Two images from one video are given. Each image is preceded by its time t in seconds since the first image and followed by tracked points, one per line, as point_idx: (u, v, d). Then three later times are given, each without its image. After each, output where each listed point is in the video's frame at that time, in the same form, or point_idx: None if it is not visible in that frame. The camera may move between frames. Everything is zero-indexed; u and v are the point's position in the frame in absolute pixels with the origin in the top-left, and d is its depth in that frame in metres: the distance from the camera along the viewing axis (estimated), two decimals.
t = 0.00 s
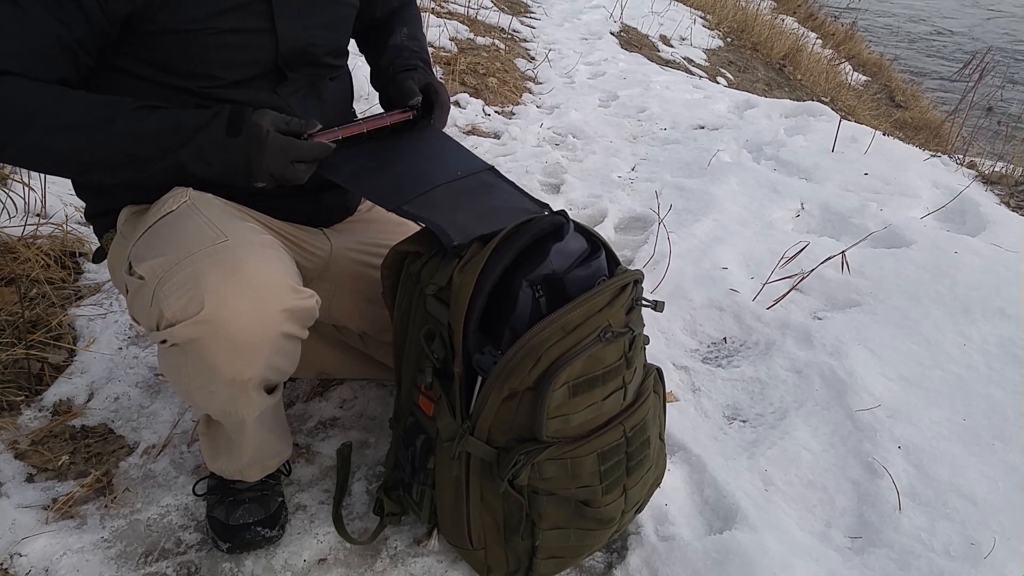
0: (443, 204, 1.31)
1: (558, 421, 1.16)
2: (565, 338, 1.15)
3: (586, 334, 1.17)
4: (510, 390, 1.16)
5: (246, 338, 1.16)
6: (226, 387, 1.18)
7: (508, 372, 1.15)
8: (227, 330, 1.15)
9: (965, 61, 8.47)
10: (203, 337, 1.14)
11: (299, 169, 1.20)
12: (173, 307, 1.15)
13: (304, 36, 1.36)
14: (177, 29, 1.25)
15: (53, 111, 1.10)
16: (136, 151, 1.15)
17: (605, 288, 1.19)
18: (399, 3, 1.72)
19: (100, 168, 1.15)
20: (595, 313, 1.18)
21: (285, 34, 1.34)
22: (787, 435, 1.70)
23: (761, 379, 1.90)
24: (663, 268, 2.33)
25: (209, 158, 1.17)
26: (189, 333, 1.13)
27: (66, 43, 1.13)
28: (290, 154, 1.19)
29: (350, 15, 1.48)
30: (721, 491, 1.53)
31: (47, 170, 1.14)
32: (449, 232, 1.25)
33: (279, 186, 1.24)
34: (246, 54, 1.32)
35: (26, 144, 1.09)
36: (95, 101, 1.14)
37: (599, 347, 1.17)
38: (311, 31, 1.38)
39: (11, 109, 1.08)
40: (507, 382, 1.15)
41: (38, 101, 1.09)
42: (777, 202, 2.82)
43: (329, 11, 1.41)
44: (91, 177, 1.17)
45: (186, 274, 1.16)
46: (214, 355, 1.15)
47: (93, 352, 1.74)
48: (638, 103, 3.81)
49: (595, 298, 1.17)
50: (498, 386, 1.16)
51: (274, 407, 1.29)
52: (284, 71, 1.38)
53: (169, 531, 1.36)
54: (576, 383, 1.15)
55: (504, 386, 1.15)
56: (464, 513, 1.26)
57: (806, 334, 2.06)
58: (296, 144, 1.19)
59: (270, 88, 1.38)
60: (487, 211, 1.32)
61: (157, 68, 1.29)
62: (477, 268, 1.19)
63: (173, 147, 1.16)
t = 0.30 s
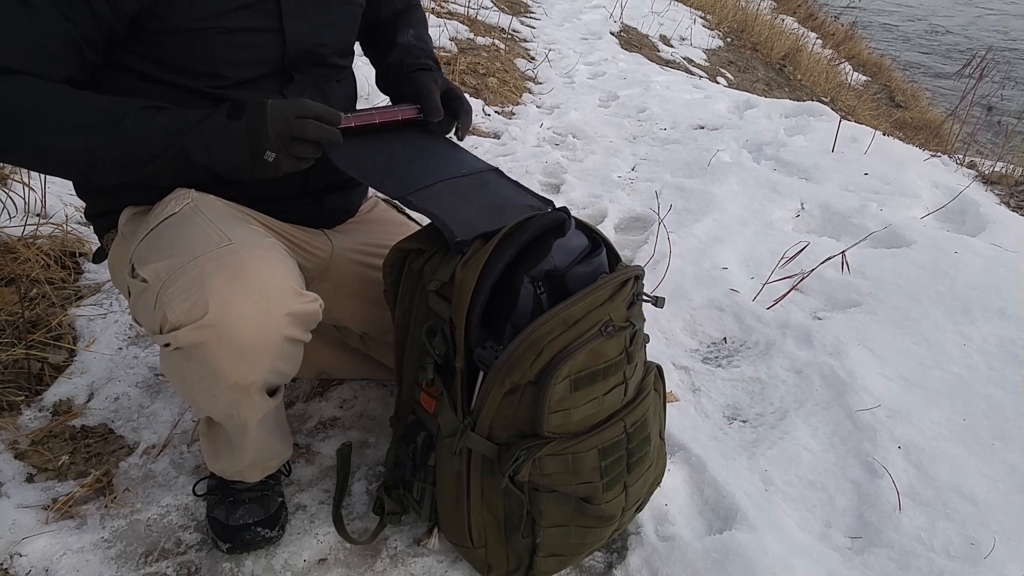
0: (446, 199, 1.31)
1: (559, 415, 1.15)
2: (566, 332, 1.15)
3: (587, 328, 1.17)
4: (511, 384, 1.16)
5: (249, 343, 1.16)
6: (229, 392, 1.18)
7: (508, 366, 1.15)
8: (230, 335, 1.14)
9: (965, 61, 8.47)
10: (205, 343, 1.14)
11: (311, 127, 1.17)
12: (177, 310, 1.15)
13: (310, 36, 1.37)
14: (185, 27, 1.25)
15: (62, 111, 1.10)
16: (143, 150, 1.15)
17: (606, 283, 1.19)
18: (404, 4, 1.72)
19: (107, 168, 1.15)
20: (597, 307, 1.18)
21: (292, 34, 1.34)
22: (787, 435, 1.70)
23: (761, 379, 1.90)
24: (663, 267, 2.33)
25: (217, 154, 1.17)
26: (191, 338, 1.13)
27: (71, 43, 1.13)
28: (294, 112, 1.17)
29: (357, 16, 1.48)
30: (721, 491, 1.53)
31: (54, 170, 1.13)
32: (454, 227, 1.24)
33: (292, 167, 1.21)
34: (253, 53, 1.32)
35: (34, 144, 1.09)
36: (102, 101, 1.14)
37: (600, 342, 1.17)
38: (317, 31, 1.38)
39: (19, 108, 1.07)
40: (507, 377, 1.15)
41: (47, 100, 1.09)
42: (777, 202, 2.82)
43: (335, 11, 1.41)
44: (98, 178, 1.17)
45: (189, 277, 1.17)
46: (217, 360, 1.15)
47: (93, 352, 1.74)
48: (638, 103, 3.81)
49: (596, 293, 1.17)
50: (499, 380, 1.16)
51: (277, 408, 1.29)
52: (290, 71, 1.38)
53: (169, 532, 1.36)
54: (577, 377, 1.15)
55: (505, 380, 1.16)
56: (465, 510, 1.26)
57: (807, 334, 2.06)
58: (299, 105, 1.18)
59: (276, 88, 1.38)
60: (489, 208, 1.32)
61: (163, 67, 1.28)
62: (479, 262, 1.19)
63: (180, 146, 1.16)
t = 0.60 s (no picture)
0: (442, 201, 1.32)
1: (558, 417, 1.15)
2: (565, 334, 1.15)
3: (586, 329, 1.17)
4: (511, 386, 1.16)
5: (246, 346, 1.16)
6: (226, 394, 1.18)
7: (508, 368, 1.15)
8: (227, 338, 1.14)
9: (965, 61, 8.47)
10: (202, 345, 1.14)
11: (309, 136, 1.17)
12: (175, 313, 1.15)
13: (313, 40, 1.36)
14: (186, 33, 1.25)
15: (64, 118, 1.10)
16: (144, 158, 1.15)
17: (605, 284, 1.19)
18: (408, 5, 1.71)
19: (108, 175, 1.15)
20: (596, 309, 1.18)
21: (294, 37, 1.33)
22: (787, 435, 1.70)
23: (761, 379, 1.90)
24: (663, 268, 2.33)
25: (216, 162, 1.16)
26: (188, 340, 1.13)
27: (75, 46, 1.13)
28: (297, 116, 1.19)
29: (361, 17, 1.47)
30: (721, 491, 1.53)
31: (55, 176, 1.13)
32: (448, 230, 1.25)
33: (292, 177, 1.20)
34: (255, 59, 1.32)
35: (35, 152, 1.09)
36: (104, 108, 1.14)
37: (599, 343, 1.17)
38: (321, 34, 1.37)
39: (21, 115, 1.07)
40: (507, 378, 1.15)
41: (49, 107, 1.09)
42: (777, 201, 2.82)
43: (340, 14, 1.40)
44: (99, 185, 1.18)
45: (186, 279, 1.17)
46: (214, 363, 1.15)
47: (93, 352, 1.74)
48: (638, 103, 3.81)
49: (595, 294, 1.17)
50: (499, 382, 1.16)
51: (274, 410, 1.29)
52: (292, 75, 1.37)
53: (169, 532, 1.36)
54: (577, 379, 1.15)
55: (505, 382, 1.15)
56: (464, 511, 1.26)
57: (807, 334, 2.06)
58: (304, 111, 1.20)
59: (277, 94, 1.37)
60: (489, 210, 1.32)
61: (164, 72, 1.28)
62: (478, 264, 1.19)
63: (180, 152, 1.16)
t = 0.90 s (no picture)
0: (443, 199, 1.32)
1: (559, 416, 1.15)
2: (566, 332, 1.15)
3: (587, 328, 1.17)
4: (511, 385, 1.16)
5: (249, 346, 1.15)
6: (228, 395, 1.18)
7: (508, 366, 1.15)
8: (229, 338, 1.14)
9: (965, 61, 8.46)
10: (203, 344, 1.14)
11: (323, 138, 1.17)
12: (176, 313, 1.15)
13: (317, 42, 1.36)
14: (192, 35, 1.25)
15: (70, 119, 1.10)
16: (149, 159, 1.15)
17: (606, 282, 1.18)
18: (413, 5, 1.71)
19: (113, 176, 1.15)
20: (596, 307, 1.18)
21: (298, 38, 1.33)
22: (787, 435, 1.70)
23: (761, 379, 1.90)
24: (663, 267, 2.33)
25: (226, 165, 1.17)
26: (190, 340, 1.13)
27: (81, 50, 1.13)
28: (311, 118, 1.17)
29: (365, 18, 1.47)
30: (721, 492, 1.53)
31: (60, 177, 1.13)
32: (449, 225, 1.25)
33: (302, 177, 1.20)
34: (260, 62, 1.31)
35: (42, 154, 1.09)
36: (111, 109, 1.13)
37: (599, 342, 1.17)
38: (324, 34, 1.37)
39: (27, 117, 1.07)
40: (508, 376, 1.15)
41: (54, 107, 1.09)
42: (777, 201, 2.82)
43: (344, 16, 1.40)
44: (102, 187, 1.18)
45: (188, 279, 1.17)
46: (216, 362, 1.15)
47: (93, 352, 1.74)
48: (638, 103, 3.81)
49: (596, 292, 1.17)
50: (499, 380, 1.16)
51: (274, 412, 1.29)
52: (295, 77, 1.37)
53: (169, 531, 1.36)
54: (578, 377, 1.15)
55: (505, 380, 1.16)
56: (465, 510, 1.26)
57: (807, 334, 2.06)
58: (318, 113, 1.18)
59: (282, 96, 1.37)
60: (490, 210, 1.32)
61: (169, 74, 1.28)
62: (479, 262, 1.19)
63: (186, 153, 1.16)
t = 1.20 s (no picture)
0: (444, 197, 1.32)
1: (559, 415, 1.15)
2: (565, 332, 1.15)
3: (586, 327, 1.16)
4: (511, 384, 1.16)
5: (247, 347, 1.15)
6: (227, 395, 1.18)
7: (508, 366, 1.15)
8: (228, 339, 1.14)
9: (965, 61, 8.46)
10: (202, 345, 1.14)
11: (332, 134, 1.18)
12: (175, 313, 1.15)
13: (320, 44, 1.35)
14: (196, 36, 1.25)
15: (77, 119, 1.10)
16: (156, 160, 1.15)
17: (605, 282, 1.18)
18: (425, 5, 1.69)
19: (118, 178, 1.15)
20: (596, 306, 1.18)
21: (302, 40, 1.33)
22: (787, 435, 1.70)
23: (761, 379, 1.90)
24: (663, 267, 2.33)
25: (236, 165, 1.17)
26: (189, 341, 1.13)
27: (84, 51, 1.12)
28: (317, 112, 1.18)
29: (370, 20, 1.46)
30: (721, 492, 1.53)
31: (65, 179, 1.13)
32: (449, 224, 1.25)
33: (314, 174, 1.20)
34: (262, 64, 1.31)
35: (48, 155, 1.09)
36: (115, 110, 1.13)
37: (599, 341, 1.17)
38: (329, 36, 1.36)
39: (33, 120, 1.07)
40: (507, 376, 1.15)
41: (62, 107, 1.09)
42: (777, 201, 2.82)
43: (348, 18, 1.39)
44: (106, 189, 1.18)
45: (187, 279, 1.17)
46: (215, 363, 1.15)
47: (93, 352, 1.74)
48: (638, 103, 3.81)
49: (595, 292, 1.17)
50: (499, 380, 1.16)
51: (274, 411, 1.29)
52: (298, 79, 1.37)
53: (169, 531, 1.36)
54: (577, 377, 1.15)
55: (505, 379, 1.15)
56: (465, 510, 1.26)
57: (807, 334, 2.06)
58: (323, 106, 1.19)
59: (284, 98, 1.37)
60: (490, 210, 1.32)
61: (173, 75, 1.28)
62: (479, 261, 1.19)
63: (193, 153, 1.16)
